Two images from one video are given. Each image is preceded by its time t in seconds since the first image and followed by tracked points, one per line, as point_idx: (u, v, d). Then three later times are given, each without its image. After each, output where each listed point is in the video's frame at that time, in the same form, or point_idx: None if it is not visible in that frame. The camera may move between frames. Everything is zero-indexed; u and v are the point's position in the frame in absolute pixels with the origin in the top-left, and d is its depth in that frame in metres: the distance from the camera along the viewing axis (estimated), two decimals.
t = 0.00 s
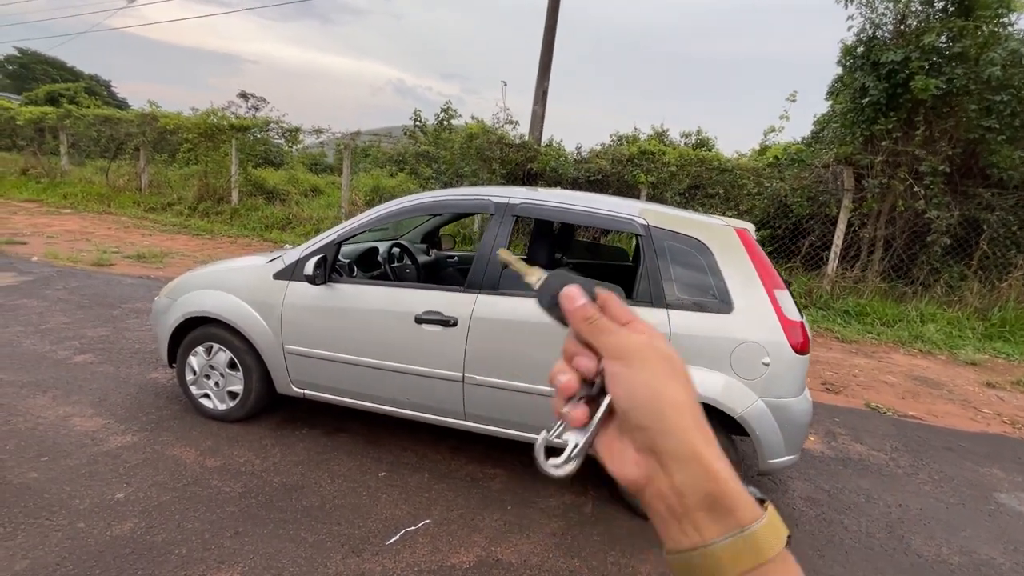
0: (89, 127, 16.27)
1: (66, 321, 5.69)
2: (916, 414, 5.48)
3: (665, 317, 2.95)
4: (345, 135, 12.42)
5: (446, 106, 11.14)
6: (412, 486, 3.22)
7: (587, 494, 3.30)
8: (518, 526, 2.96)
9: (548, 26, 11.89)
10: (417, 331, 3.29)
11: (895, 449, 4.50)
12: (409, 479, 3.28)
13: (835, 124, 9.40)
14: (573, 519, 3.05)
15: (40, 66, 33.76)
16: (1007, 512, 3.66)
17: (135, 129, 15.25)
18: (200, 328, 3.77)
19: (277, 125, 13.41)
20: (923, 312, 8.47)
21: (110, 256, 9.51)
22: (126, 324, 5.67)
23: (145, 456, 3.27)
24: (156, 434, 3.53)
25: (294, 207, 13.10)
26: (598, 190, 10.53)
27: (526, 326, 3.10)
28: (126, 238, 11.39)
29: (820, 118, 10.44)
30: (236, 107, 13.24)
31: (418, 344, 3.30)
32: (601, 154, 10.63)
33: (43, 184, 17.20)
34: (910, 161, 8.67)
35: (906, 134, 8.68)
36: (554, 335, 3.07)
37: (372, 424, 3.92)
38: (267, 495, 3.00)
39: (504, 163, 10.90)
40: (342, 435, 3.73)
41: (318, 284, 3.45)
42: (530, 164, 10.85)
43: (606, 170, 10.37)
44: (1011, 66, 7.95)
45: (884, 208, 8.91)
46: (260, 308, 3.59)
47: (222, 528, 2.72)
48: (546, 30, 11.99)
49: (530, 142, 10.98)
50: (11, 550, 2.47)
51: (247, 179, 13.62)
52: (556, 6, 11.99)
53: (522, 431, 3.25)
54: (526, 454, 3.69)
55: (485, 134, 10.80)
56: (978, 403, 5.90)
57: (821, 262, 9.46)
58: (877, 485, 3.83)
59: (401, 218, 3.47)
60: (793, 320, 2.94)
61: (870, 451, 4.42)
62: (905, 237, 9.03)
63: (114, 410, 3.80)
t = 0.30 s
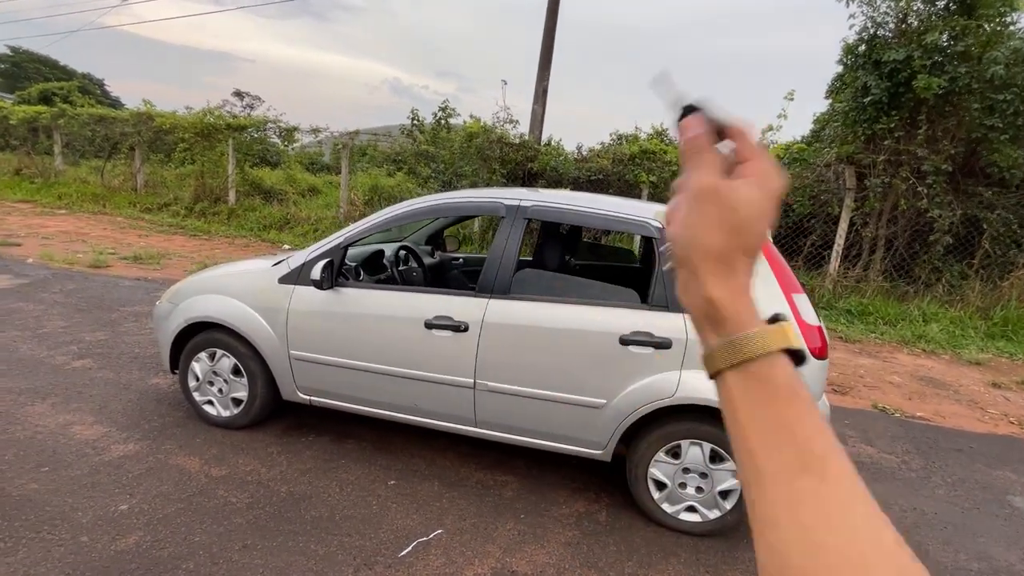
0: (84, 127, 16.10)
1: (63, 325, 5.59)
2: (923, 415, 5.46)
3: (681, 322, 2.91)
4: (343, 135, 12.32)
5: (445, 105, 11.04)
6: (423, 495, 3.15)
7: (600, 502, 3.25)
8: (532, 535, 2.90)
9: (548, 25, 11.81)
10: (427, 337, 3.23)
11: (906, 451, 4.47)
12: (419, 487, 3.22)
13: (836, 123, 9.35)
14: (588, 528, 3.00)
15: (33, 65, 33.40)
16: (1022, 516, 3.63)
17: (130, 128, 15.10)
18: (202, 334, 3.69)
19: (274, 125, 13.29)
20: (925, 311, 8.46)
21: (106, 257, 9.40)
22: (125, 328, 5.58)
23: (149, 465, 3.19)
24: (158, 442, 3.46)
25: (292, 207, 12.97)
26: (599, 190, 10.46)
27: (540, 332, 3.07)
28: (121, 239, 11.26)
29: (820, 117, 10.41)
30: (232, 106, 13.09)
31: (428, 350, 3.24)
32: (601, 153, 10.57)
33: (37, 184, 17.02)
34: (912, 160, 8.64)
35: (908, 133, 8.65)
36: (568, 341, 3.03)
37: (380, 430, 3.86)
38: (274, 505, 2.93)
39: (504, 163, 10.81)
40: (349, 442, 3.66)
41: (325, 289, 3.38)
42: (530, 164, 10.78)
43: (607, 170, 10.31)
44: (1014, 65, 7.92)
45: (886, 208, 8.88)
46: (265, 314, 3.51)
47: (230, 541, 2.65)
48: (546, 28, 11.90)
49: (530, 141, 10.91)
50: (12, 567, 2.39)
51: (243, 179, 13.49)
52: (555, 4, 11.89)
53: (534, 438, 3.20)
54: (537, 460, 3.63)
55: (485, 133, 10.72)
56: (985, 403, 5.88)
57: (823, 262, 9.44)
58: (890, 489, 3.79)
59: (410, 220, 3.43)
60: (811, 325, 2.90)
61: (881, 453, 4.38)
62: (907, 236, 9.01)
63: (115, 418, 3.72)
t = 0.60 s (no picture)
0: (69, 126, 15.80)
1: (51, 329, 5.47)
2: (920, 411, 5.48)
3: (687, 323, 2.87)
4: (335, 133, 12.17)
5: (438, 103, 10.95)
6: (426, 500, 3.10)
7: (605, 504, 3.21)
8: (538, 541, 2.86)
9: (540, 22, 11.75)
10: (429, 340, 3.18)
11: (906, 449, 4.47)
12: (422, 493, 3.17)
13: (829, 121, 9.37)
14: (593, 532, 2.96)
15: (16, 63, 32.80)
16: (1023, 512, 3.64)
17: (116, 127, 14.83)
18: (196, 338, 3.60)
19: (265, 123, 13.10)
20: (918, 307, 8.53)
21: (93, 259, 9.21)
22: (115, 331, 5.46)
23: (143, 474, 3.10)
24: (152, 449, 3.37)
25: (283, 206, 12.81)
26: (594, 188, 10.43)
27: (545, 334, 3.02)
28: (109, 240, 11.06)
29: (812, 114, 10.45)
30: (221, 105, 12.88)
31: (430, 353, 3.18)
32: (596, 152, 10.53)
33: (21, 184, 16.68)
34: (905, 157, 8.69)
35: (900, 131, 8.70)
36: (573, 343, 2.98)
37: (379, 434, 3.80)
38: (274, 514, 2.86)
39: (498, 162, 10.75)
40: (349, 447, 3.60)
41: (323, 291, 3.30)
42: (524, 162, 10.71)
43: (601, 168, 10.29)
44: (1005, 63, 7.98)
45: (879, 205, 8.93)
46: (262, 317, 3.43)
47: (229, 552, 2.58)
48: (539, 25, 11.83)
49: (524, 139, 10.84)
50: None
51: (233, 179, 13.30)
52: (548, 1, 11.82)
53: (539, 442, 3.16)
54: (540, 463, 3.59)
55: (479, 132, 10.63)
56: (980, 399, 5.92)
57: (817, 259, 9.49)
58: (893, 487, 3.79)
59: (411, 220, 3.35)
60: (817, 325, 2.87)
61: (881, 451, 4.39)
62: (899, 233, 9.06)
63: (106, 425, 3.62)
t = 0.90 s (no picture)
0: (46, 127, 15.40)
1: (31, 335, 5.32)
2: (907, 406, 5.57)
3: (683, 323, 2.88)
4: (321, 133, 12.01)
5: (425, 103, 10.87)
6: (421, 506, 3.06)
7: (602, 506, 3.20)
8: (536, 545, 2.84)
9: (528, 21, 11.73)
10: (423, 343, 3.14)
11: (894, 444, 4.54)
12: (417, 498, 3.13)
13: (812, 120, 9.47)
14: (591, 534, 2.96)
15: None
16: (1009, 505, 3.71)
17: (95, 127, 14.50)
18: (184, 345, 3.52)
19: (249, 123, 12.92)
20: (902, 304, 8.68)
21: (74, 263, 9.00)
22: (98, 338, 5.33)
23: (130, 485, 3.03)
24: (139, 459, 3.29)
25: (269, 207, 12.63)
26: (583, 187, 10.44)
27: (540, 336, 3.00)
28: (90, 243, 10.80)
29: (797, 114, 10.57)
30: (203, 105, 12.66)
31: (424, 357, 3.15)
32: (585, 151, 10.54)
33: None
34: (888, 156, 8.82)
35: (884, 130, 8.84)
36: (569, 345, 2.97)
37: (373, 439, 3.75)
38: (268, 523, 2.81)
39: (487, 162, 10.70)
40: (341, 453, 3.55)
41: (314, 295, 3.25)
42: (513, 162, 10.69)
43: (590, 167, 10.30)
44: (984, 63, 8.13)
45: (863, 203, 9.06)
46: (252, 323, 3.37)
47: (222, 563, 2.52)
48: (527, 24, 11.80)
49: (513, 139, 10.81)
50: None
51: (218, 179, 13.09)
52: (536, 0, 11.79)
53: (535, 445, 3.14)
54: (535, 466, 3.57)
55: (468, 131, 10.59)
56: (964, 393, 6.04)
57: (803, 256, 9.59)
58: (883, 483, 3.84)
59: (403, 222, 3.31)
60: (811, 324, 2.89)
61: (870, 446, 4.45)
62: (883, 230, 9.17)
63: (91, 435, 3.53)
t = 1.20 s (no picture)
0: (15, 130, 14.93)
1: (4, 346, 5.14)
2: (887, 402, 5.71)
3: (675, 324, 2.91)
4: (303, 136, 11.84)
5: (409, 106, 10.83)
6: (416, 512, 3.04)
7: (596, 508, 3.21)
8: (533, 548, 2.84)
9: (511, 24, 11.75)
10: (416, 348, 3.12)
11: (877, 439, 4.65)
12: (411, 504, 3.10)
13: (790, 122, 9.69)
14: (587, 536, 2.96)
15: None
16: (989, 496, 3.82)
17: (67, 130, 14.09)
18: (169, 353, 3.44)
19: (228, 126, 12.70)
20: (879, 301, 8.91)
21: (46, 270, 8.72)
22: (75, 347, 5.17)
23: (114, 499, 2.94)
24: (123, 472, 3.20)
25: (250, 211, 12.42)
26: (568, 189, 10.49)
27: (534, 339, 3.01)
28: (62, 249, 10.49)
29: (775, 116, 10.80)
30: (180, 107, 12.38)
31: (417, 362, 3.13)
32: (569, 154, 10.58)
33: None
34: (864, 158, 9.04)
35: (859, 132, 9.07)
36: (563, 348, 2.98)
37: (364, 445, 3.71)
38: (259, 534, 2.76)
39: (472, 164, 10.67)
40: (333, 460, 3.50)
41: (305, 302, 3.21)
42: (498, 164, 10.69)
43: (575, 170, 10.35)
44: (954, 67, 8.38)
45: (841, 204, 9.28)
46: (240, 330, 3.31)
47: None
48: (510, 27, 11.83)
49: (497, 141, 10.81)
50: None
51: (195, 183, 12.82)
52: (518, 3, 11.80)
53: (530, 447, 3.14)
54: (529, 469, 3.57)
55: (452, 134, 10.56)
56: (941, 388, 6.22)
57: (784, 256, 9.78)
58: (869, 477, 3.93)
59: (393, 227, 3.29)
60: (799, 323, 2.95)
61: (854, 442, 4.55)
62: (860, 230, 9.39)
63: (71, 447, 3.42)
